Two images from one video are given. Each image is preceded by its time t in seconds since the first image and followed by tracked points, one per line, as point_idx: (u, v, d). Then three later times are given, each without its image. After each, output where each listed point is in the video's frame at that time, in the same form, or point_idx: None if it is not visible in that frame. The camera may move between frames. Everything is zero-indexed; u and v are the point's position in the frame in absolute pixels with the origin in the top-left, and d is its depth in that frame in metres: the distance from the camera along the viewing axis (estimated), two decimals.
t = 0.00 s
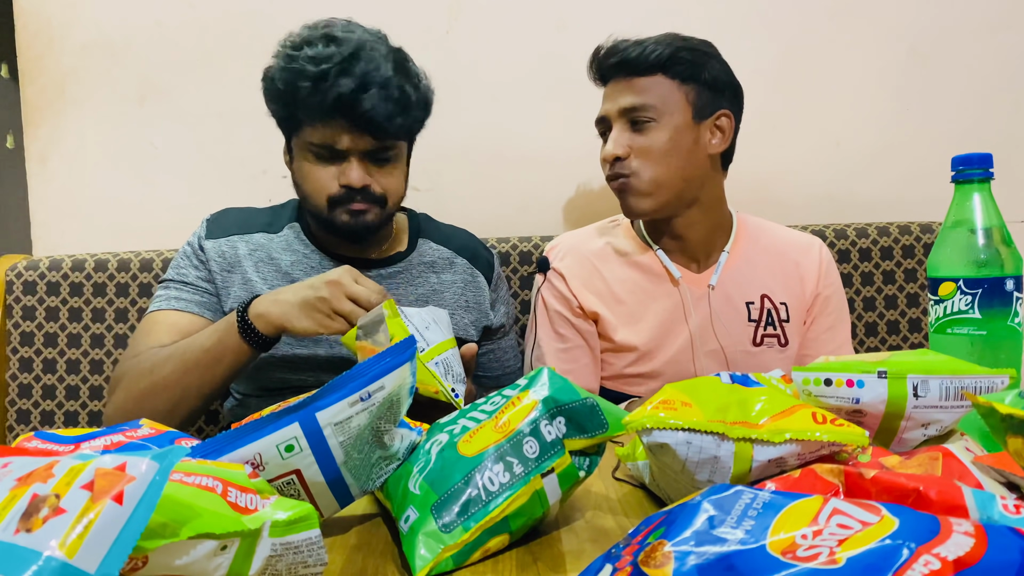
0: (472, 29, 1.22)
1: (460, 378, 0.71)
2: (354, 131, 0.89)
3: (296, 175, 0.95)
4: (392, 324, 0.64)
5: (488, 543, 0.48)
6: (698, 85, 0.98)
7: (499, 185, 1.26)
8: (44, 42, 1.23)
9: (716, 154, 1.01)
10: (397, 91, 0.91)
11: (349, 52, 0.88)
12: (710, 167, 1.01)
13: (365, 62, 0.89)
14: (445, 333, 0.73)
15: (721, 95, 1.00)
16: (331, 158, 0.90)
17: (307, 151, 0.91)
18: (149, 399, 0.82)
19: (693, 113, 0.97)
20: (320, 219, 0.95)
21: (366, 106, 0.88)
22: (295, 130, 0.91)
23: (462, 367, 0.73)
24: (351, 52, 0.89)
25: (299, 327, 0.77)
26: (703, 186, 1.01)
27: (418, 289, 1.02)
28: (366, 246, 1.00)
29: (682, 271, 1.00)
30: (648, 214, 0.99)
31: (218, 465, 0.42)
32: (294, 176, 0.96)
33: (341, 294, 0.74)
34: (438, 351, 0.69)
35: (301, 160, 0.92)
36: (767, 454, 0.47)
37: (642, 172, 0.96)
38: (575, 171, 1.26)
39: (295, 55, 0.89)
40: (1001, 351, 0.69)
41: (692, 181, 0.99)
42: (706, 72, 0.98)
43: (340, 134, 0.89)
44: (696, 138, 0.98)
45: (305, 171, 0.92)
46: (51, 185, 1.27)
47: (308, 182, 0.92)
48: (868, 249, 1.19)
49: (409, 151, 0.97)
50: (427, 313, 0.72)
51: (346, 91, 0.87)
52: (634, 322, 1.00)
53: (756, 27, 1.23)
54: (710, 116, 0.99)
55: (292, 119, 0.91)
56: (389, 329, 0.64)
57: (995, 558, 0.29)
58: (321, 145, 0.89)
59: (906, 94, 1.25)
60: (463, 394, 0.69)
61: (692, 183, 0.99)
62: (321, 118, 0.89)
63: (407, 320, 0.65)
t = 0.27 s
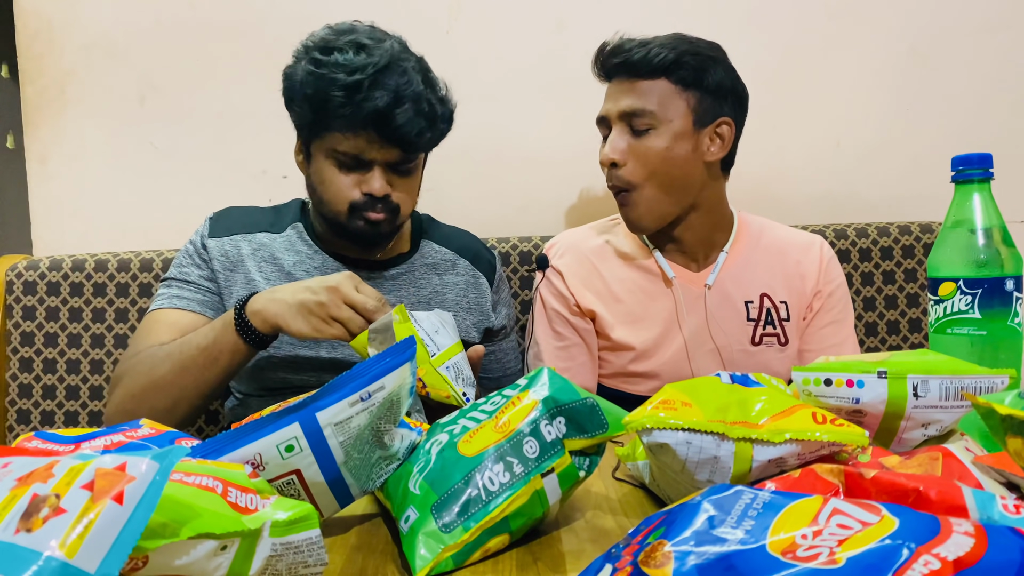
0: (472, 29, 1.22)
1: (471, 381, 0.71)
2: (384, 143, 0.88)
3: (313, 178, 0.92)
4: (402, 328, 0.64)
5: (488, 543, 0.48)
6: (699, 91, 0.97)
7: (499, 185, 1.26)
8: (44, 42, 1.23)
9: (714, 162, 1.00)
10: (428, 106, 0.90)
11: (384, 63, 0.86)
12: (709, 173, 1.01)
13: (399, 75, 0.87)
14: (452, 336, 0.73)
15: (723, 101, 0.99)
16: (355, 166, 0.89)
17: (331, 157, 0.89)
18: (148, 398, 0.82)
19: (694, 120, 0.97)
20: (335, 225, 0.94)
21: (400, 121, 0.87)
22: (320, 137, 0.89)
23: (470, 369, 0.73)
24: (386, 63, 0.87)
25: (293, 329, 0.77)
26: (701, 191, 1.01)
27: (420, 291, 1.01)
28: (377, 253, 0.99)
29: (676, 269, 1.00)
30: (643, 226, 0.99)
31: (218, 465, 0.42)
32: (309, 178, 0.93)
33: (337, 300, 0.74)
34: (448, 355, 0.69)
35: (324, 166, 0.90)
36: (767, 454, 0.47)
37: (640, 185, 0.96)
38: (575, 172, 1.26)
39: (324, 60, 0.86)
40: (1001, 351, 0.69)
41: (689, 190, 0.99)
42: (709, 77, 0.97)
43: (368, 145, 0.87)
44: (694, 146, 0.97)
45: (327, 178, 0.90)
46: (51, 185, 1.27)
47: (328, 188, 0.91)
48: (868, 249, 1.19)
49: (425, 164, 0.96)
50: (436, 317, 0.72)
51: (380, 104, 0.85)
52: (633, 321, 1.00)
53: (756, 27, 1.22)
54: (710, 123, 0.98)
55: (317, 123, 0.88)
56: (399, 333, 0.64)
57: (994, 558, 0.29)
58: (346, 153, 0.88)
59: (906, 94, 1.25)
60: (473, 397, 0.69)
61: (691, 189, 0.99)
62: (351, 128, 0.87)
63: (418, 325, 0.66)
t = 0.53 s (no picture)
0: (472, 29, 1.22)
1: (469, 381, 0.71)
2: (399, 141, 0.88)
3: (323, 173, 0.92)
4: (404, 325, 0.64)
5: (488, 543, 0.48)
6: (694, 92, 0.97)
7: (499, 185, 1.26)
8: (44, 42, 1.23)
9: (708, 164, 1.00)
10: (445, 107, 0.90)
11: (404, 63, 0.87)
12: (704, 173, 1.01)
13: (417, 76, 0.88)
14: (453, 335, 0.72)
15: (717, 102, 0.99)
16: (369, 163, 0.89)
17: (344, 152, 0.89)
18: (152, 395, 0.82)
19: (688, 123, 0.97)
20: (343, 221, 0.93)
21: (417, 120, 0.87)
22: (335, 133, 0.88)
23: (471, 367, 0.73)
24: (405, 63, 0.87)
25: (299, 322, 0.76)
26: (697, 192, 1.00)
27: (423, 291, 1.01)
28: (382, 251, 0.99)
29: (674, 270, 1.00)
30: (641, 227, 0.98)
31: (218, 465, 0.42)
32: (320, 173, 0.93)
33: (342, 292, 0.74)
34: (449, 354, 0.69)
35: (338, 162, 0.89)
36: (767, 454, 0.47)
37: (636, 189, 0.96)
38: (574, 171, 1.26)
39: (342, 57, 0.87)
40: (1001, 351, 0.69)
41: (687, 190, 0.99)
42: (702, 78, 0.97)
43: (385, 143, 0.87)
44: (690, 147, 0.97)
45: (338, 174, 0.90)
46: (51, 185, 1.27)
47: (339, 184, 0.90)
48: (868, 249, 1.19)
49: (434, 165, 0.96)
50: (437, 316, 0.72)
51: (399, 102, 0.85)
52: (631, 321, 1.00)
53: (756, 27, 1.22)
54: (704, 125, 0.98)
55: (333, 118, 0.88)
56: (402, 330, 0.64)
57: (994, 558, 0.29)
58: (361, 150, 0.88)
59: (906, 94, 1.25)
60: (473, 396, 0.68)
61: (688, 190, 0.99)
62: (368, 125, 0.86)
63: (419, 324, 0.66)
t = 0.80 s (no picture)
0: (472, 29, 1.22)
1: (468, 383, 0.71)
2: (403, 141, 0.88)
3: (327, 174, 0.92)
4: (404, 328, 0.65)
5: (488, 543, 0.48)
6: (708, 86, 0.98)
7: (499, 185, 1.26)
8: (44, 42, 1.23)
9: (718, 156, 1.01)
10: (448, 106, 0.90)
11: (406, 62, 0.87)
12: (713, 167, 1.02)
13: (420, 75, 0.88)
14: (452, 339, 0.73)
15: (727, 98, 1.01)
16: (371, 162, 0.89)
17: (348, 153, 0.89)
18: (153, 396, 0.82)
19: (705, 115, 0.97)
20: (347, 220, 0.93)
21: (421, 119, 0.86)
22: (338, 133, 0.88)
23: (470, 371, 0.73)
24: (408, 62, 0.87)
25: (298, 320, 0.77)
26: (706, 187, 1.01)
27: (424, 291, 1.01)
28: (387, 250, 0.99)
29: (677, 269, 1.00)
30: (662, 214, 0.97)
31: (218, 465, 0.42)
32: (323, 175, 0.94)
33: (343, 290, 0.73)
34: (447, 356, 0.69)
35: (341, 162, 0.89)
36: (767, 454, 0.47)
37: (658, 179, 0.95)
38: (574, 171, 1.26)
39: (345, 57, 0.86)
40: (1002, 351, 0.69)
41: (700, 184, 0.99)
42: (714, 72, 0.98)
43: (389, 142, 0.88)
44: (705, 140, 0.98)
45: (342, 173, 0.90)
46: (51, 185, 1.27)
47: (342, 184, 0.90)
48: (868, 249, 1.19)
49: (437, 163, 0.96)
50: (436, 319, 0.73)
51: (402, 102, 0.85)
52: (632, 319, 1.00)
53: (756, 26, 1.22)
54: (717, 118, 0.99)
55: (337, 119, 0.88)
56: (402, 333, 0.64)
57: (994, 558, 0.29)
58: (365, 150, 0.88)
59: (906, 94, 1.25)
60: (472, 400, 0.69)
61: (700, 184, 0.99)
62: (372, 125, 0.86)
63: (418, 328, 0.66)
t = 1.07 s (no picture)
0: (472, 29, 1.22)
1: (461, 386, 0.71)
2: (419, 129, 0.91)
3: (341, 180, 0.92)
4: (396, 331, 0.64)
5: (488, 543, 0.48)
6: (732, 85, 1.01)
7: (499, 185, 1.26)
8: (44, 42, 1.23)
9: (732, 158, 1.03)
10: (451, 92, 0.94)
11: (402, 55, 0.90)
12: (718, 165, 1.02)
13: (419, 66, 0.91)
14: (446, 341, 0.73)
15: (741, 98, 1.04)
16: (390, 156, 0.90)
17: (363, 153, 0.89)
18: (154, 401, 0.82)
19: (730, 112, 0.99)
20: (371, 220, 0.93)
21: (435, 107, 0.91)
22: (354, 133, 0.89)
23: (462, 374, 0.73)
24: (403, 54, 0.90)
25: (300, 317, 0.77)
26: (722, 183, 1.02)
27: (420, 289, 1.02)
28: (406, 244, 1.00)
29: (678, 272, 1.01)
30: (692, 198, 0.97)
31: (218, 465, 0.42)
32: (334, 182, 0.93)
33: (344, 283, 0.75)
34: (440, 360, 0.69)
35: (360, 163, 0.90)
36: (767, 454, 0.47)
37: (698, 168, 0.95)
38: (574, 171, 1.26)
39: (342, 61, 0.88)
40: (1002, 351, 0.69)
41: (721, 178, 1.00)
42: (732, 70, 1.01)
43: (409, 132, 0.90)
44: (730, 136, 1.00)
45: (364, 174, 0.90)
46: (51, 186, 1.27)
47: (367, 184, 0.91)
48: (868, 249, 1.19)
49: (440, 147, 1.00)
50: (430, 321, 0.73)
51: (419, 92, 0.89)
52: (628, 319, 1.00)
53: (756, 26, 1.22)
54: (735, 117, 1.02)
55: (351, 122, 0.89)
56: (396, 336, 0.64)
57: (994, 558, 0.29)
58: (384, 144, 0.89)
59: (906, 94, 1.25)
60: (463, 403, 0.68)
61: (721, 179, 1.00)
62: (391, 120, 0.89)
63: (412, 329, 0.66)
